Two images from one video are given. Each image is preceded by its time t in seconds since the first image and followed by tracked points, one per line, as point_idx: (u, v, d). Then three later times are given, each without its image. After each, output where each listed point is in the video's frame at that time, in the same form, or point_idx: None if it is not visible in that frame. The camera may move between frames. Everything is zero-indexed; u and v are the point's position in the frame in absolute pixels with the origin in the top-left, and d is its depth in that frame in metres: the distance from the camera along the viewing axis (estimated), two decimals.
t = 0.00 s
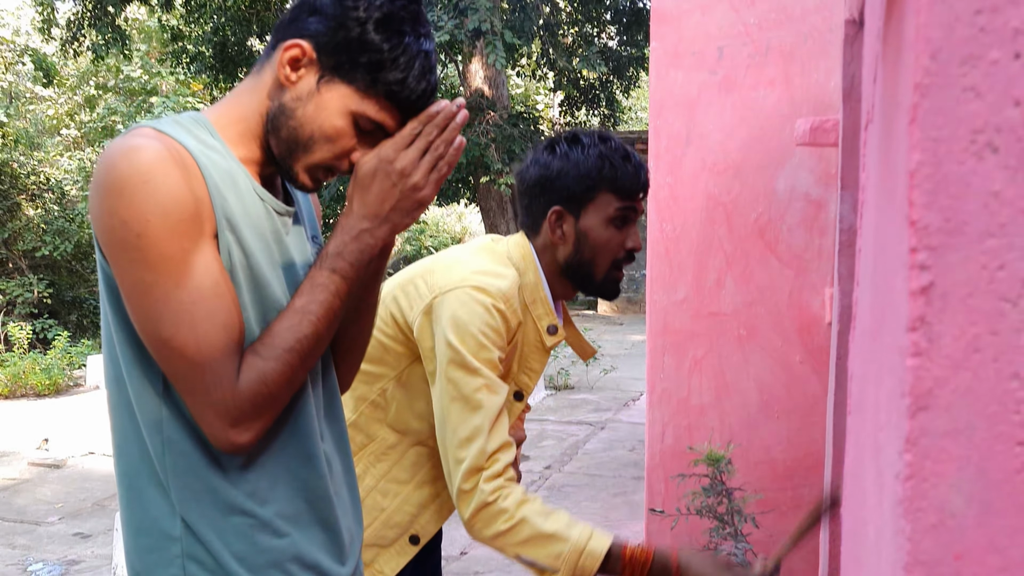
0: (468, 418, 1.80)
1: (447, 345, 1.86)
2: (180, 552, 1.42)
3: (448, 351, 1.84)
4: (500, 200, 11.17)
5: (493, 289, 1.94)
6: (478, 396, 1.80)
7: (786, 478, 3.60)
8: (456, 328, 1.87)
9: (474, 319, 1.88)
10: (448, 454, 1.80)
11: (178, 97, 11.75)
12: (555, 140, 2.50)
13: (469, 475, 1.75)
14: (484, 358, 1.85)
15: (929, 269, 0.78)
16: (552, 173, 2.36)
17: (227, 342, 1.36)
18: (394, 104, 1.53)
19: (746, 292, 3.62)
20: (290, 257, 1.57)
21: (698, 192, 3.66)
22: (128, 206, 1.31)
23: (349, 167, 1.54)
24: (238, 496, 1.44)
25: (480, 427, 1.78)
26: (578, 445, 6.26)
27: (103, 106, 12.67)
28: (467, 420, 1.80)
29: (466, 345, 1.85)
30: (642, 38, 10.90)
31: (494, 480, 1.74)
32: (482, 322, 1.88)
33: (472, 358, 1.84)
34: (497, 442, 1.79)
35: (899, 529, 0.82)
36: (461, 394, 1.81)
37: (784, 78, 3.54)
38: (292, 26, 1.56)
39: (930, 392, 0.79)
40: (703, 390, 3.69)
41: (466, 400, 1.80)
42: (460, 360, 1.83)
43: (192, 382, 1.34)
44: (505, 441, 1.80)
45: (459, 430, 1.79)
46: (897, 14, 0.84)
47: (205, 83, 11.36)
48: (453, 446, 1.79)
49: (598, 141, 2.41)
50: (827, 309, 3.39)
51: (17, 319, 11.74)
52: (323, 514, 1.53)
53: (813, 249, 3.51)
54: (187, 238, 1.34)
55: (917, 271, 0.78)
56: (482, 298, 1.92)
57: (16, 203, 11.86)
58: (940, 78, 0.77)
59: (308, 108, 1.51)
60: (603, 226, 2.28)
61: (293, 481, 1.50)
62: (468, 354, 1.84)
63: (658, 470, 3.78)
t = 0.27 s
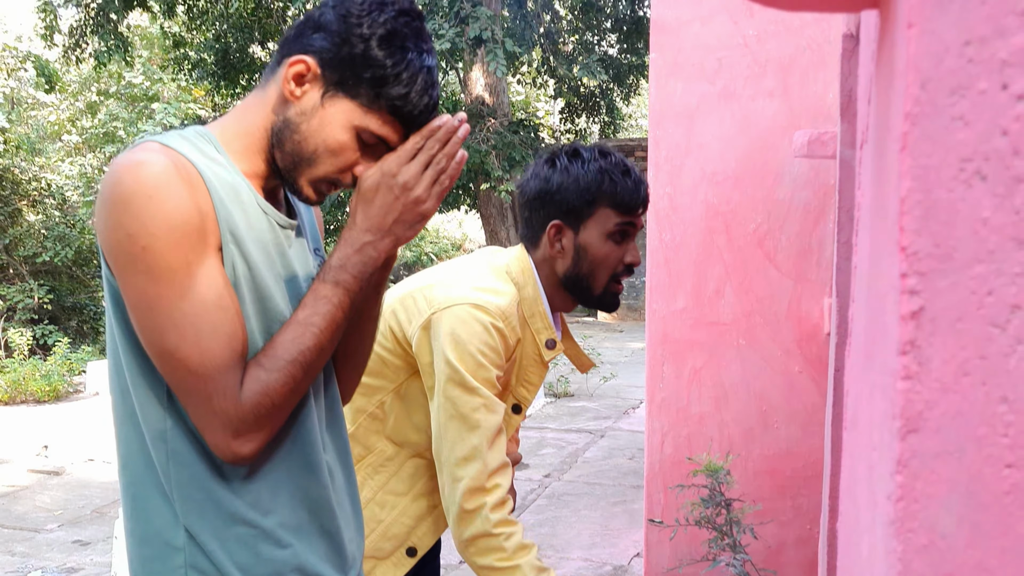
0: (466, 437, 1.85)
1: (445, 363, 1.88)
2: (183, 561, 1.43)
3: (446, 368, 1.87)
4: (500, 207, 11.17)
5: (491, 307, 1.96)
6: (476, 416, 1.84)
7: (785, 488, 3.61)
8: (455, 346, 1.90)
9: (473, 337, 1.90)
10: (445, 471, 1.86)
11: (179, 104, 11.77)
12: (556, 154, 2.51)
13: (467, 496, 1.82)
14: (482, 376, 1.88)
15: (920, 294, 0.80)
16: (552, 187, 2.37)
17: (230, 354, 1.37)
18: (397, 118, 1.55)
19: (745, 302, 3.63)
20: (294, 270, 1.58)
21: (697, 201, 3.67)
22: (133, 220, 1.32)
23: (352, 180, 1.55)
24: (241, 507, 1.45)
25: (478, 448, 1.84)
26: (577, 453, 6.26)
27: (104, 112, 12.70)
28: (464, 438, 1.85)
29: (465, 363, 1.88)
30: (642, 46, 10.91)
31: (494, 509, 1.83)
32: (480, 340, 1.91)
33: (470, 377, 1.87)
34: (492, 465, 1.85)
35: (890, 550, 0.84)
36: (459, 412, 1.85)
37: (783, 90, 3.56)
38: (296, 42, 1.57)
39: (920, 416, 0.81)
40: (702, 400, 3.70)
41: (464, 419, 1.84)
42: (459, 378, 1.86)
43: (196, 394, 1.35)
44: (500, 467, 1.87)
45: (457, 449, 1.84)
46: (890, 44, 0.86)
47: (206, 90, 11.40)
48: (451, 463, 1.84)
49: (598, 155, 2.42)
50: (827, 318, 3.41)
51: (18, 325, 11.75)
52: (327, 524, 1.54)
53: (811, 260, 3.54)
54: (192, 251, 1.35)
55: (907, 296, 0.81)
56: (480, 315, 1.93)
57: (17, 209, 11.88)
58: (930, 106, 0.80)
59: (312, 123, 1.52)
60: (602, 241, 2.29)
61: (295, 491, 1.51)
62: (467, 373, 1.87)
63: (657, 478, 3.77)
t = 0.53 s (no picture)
0: (469, 457, 1.85)
1: (446, 383, 1.88)
2: None
3: (448, 389, 1.87)
4: (501, 225, 11.18)
5: (489, 327, 1.96)
6: (480, 435, 1.85)
7: (787, 507, 3.60)
8: (455, 366, 1.90)
9: (473, 357, 1.91)
10: (450, 491, 1.86)
11: (181, 122, 11.81)
12: (553, 172, 2.53)
13: (477, 515, 1.84)
14: (483, 396, 1.89)
15: (914, 320, 0.82)
16: (549, 205, 2.39)
17: (236, 374, 1.37)
18: (401, 141, 1.57)
19: (745, 320, 3.64)
20: (301, 290, 1.60)
21: (697, 220, 3.69)
22: (139, 242, 1.33)
23: (358, 202, 1.57)
24: (247, 526, 1.45)
25: (483, 467, 1.85)
26: (578, 471, 6.25)
27: (106, 129, 12.73)
28: (468, 457, 1.85)
29: (466, 384, 1.88)
30: (641, 64, 11.05)
31: (504, 527, 1.85)
32: (480, 360, 1.91)
33: (472, 397, 1.87)
34: (496, 483, 1.86)
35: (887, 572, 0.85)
36: (462, 432, 1.86)
37: (781, 109, 3.58)
38: (302, 65, 1.60)
39: (915, 440, 0.82)
40: (702, 418, 3.72)
41: (468, 439, 1.85)
42: (460, 399, 1.86)
43: (201, 415, 1.35)
44: (503, 484, 1.88)
45: (462, 469, 1.85)
46: (882, 71, 0.88)
47: (208, 107, 11.44)
48: (456, 484, 1.85)
49: (595, 174, 2.44)
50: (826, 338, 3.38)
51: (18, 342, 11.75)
52: (332, 544, 1.54)
53: (810, 277, 3.52)
54: (198, 272, 1.36)
55: (902, 321, 0.82)
56: (479, 334, 1.94)
57: (19, 226, 11.89)
58: (921, 136, 0.81)
59: (317, 145, 1.54)
60: (600, 259, 2.30)
61: (301, 509, 1.52)
62: (468, 393, 1.87)
63: (657, 496, 3.80)
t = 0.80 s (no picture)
0: (466, 465, 1.85)
1: (446, 391, 1.88)
2: None
3: (447, 397, 1.87)
4: (501, 233, 11.21)
5: (491, 336, 1.97)
6: (477, 444, 1.85)
7: (786, 515, 3.59)
8: (456, 374, 1.90)
9: (474, 365, 1.92)
10: (445, 499, 1.86)
11: (181, 130, 11.85)
12: (554, 183, 2.55)
13: (469, 525, 1.83)
14: (483, 405, 1.89)
15: (911, 331, 0.83)
16: (552, 215, 2.40)
17: (240, 383, 1.38)
18: (405, 151, 1.58)
19: (746, 329, 3.64)
20: (305, 300, 1.60)
21: (697, 228, 3.71)
22: (144, 251, 1.34)
23: (363, 212, 1.58)
24: (253, 534, 1.45)
25: (479, 477, 1.84)
26: (579, 481, 6.24)
27: (107, 137, 12.77)
28: (465, 466, 1.85)
29: (466, 392, 1.89)
30: (642, 73, 11.14)
31: (497, 539, 1.84)
32: (481, 369, 1.92)
33: (471, 406, 1.87)
34: (491, 494, 1.86)
35: None
36: (460, 440, 1.86)
37: (782, 117, 3.58)
38: (306, 77, 1.60)
39: (913, 451, 0.83)
40: (703, 427, 3.72)
41: (465, 448, 1.85)
42: (459, 406, 1.86)
43: (206, 423, 1.36)
44: (498, 494, 1.88)
45: (458, 478, 1.85)
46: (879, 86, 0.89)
47: (209, 116, 11.47)
48: (452, 492, 1.85)
49: (597, 183, 2.45)
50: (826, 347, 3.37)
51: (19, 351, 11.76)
52: (337, 552, 1.54)
53: (811, 285, 3.51)
54: (202, 281, 1.37)
55: (900, 332, 0.83)
56: (480, 343, 1.95)
57: (19, 234, 11.90)
58: (918, 149, 0.82)
59: (321, 155, 1.55)
60: (603, 268, 2.31)
61: (306, 518, 1.52)
62: (467, 401, 1.87)
63: (658, 506, 3.80)
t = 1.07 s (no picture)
0: (460, 470, 1.84)
1: (444, 395, 1.88)
2: None
3: (443, 400, 1.86)
4: (501, 237, 11.20)
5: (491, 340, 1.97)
6: (471, 448, 1.84)
7: (790, 523, 3.61)
8: (453, 377, 1.89)
9: (472, 369, 1.91)
10: (438, 503, 1.85)
11: (180, 134, 11.83)
12: (554, 184, 2.53)
13: (459, 529, 1.83)
14: (479, 410, 1.89)
15: (913, 338, 0.86)
16: (552, 218, 2.40)
17: (243, 389, 1.37)
18: (405, 155, 1.58)
19: (748, 334, 3.66)
20: (306, 306, 1.60)
21: (698, 233, 3.72)
22: (146, 258, 1.34)
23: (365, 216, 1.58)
24: (255, 540, 1.45)
25: (471, 482, 1.83)
26: (580, 487, 6.24)
27: (105, 142, 12.73)
28: (459, 471, 1.84)
29: (463, 396, 1.88)
30: (642, 76, 11.13)
31: (486, 544, 1.84)
32: (479, 373, 1.91)
33: (468, 410, 1.86)
34: (484, 499, 1.85)
35: None
36: (454, 444, 1.85)
37: (783, 123, 3.60)
38: (307, 83, 1.60)
39: (915, 460, 0.87)
40: (704, 433, 3.72)
41: (459, 452, 1.84)
42: (455, 410, 1.85)
43: (209, 429, 1.35)
44: (492, 500, 1.87)
45: (451, 483, 1.84)
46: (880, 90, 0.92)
47: (207, 120, 11.45)
48: (444, 497, 1.84)
49: (598, 186, 2.44)
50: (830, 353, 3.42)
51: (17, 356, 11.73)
52: (340, 558, 1.54)
53: (814, 291, 3.56)
54: (204, 287, 1.37)
55: (903, 342, 0.87)
56: (480, 347, 1.95)
57: (16, 239, 11.85)
58: (920, 155, 0.87)
59: (322, 160, 1.55)
60: (604, 271, 2.31)
61: (308, 524, 1.51)
62: (463, 405, 1.86)
63: (659, 512, 3.81)
